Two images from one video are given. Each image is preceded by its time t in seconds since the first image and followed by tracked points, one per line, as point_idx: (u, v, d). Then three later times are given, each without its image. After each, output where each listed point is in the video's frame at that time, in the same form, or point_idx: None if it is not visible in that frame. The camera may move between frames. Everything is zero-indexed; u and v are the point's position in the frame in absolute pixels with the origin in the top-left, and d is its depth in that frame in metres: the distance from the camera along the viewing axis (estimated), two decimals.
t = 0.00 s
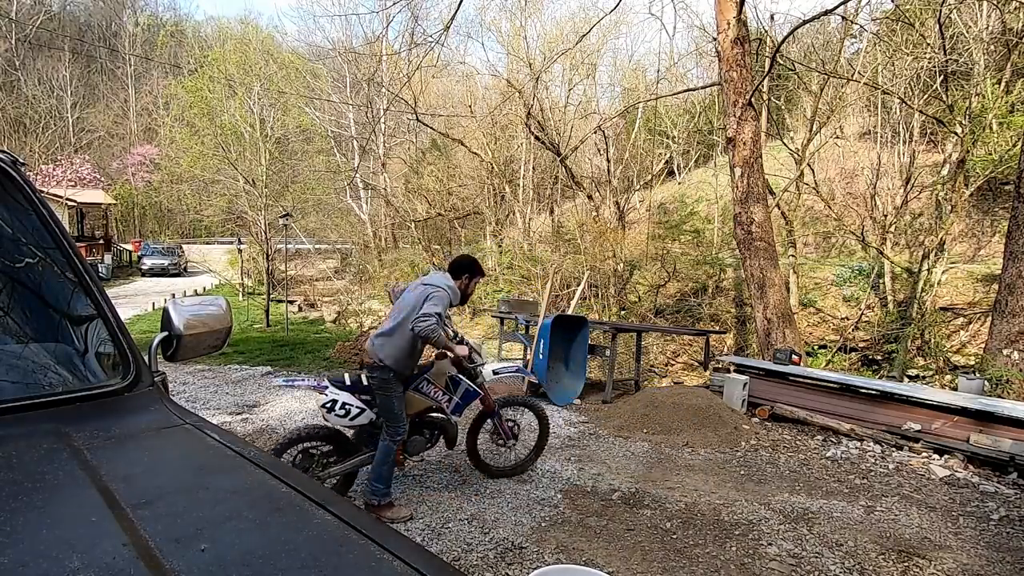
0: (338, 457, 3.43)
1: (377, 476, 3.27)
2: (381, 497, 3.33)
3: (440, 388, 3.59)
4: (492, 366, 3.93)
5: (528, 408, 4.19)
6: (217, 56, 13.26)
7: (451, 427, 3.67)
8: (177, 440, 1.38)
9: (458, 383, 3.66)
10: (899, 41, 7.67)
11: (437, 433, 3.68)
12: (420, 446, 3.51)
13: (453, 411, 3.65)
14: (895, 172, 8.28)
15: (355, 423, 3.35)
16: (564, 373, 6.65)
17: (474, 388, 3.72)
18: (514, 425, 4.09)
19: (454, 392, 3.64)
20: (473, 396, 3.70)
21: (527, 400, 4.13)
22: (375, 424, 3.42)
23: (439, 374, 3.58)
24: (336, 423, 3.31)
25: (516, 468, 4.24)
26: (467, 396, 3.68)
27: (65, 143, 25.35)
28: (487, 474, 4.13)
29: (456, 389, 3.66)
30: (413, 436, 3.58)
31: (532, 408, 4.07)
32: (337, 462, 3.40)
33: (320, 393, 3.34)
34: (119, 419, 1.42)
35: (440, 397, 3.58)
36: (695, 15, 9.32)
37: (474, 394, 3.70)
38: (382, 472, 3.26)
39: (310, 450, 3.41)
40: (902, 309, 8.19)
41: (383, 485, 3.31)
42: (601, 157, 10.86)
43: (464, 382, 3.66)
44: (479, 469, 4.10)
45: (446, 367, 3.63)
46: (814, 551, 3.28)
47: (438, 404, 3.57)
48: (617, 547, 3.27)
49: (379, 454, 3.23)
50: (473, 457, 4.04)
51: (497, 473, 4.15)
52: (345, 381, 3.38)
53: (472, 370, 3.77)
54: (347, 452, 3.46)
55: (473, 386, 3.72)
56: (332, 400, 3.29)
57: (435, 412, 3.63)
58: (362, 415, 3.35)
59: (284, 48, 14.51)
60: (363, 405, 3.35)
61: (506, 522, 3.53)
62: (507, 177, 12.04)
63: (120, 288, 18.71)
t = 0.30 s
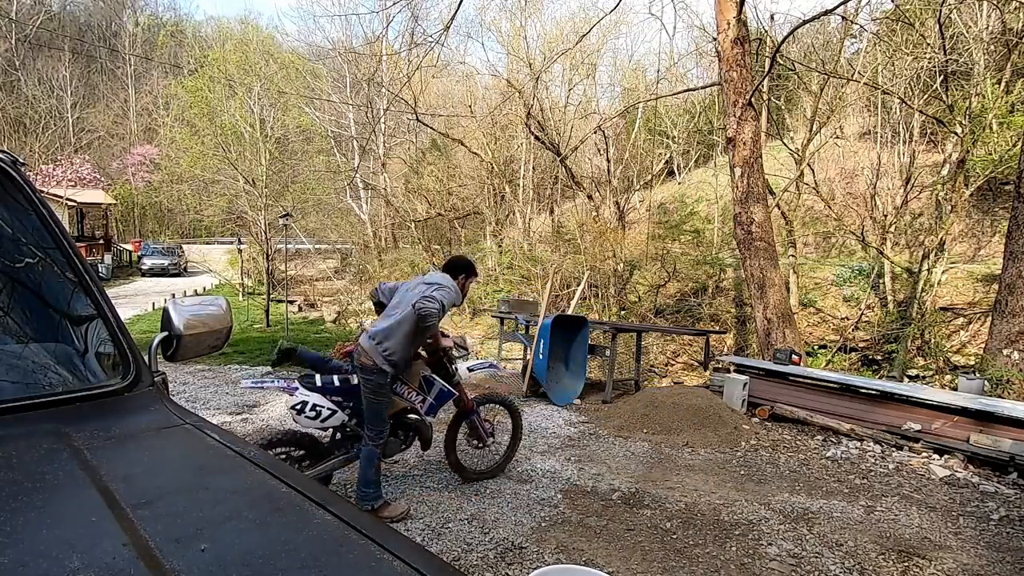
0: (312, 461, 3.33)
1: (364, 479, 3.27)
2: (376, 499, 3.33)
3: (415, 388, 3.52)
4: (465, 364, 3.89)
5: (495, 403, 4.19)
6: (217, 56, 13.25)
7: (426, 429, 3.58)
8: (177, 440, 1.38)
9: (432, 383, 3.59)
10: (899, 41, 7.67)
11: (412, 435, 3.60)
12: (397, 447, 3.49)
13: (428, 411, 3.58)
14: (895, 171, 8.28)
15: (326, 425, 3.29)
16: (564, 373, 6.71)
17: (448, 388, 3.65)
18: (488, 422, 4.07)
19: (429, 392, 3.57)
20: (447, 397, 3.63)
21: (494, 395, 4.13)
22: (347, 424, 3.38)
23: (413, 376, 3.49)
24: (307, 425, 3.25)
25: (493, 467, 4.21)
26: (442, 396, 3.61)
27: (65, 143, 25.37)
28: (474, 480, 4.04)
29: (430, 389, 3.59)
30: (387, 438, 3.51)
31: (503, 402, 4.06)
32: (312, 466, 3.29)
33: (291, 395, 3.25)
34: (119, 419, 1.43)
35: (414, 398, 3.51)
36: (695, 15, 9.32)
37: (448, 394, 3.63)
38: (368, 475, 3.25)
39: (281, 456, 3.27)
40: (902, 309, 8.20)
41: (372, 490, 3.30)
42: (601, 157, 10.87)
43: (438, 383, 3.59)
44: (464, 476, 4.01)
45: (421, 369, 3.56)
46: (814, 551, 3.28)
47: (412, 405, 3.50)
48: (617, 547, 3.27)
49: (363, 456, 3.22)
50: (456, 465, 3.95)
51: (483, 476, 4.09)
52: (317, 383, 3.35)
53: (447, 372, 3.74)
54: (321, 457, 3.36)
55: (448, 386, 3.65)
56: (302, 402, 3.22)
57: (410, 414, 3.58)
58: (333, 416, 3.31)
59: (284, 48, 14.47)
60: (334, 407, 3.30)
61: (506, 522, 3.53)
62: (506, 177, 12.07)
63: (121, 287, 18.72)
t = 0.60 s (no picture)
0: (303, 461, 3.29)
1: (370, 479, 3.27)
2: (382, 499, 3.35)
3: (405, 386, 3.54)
4: (455, 361, 3.86)
5: (481, 400, 4.14)
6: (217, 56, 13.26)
7: (417, 428, 3.50)
8: (177, 440, 1.38)
9: (422, 381, 3.58)
10: (899, 41, 7.67)
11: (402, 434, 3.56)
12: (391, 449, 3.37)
13: (419, 410, 3.58)
14: (895, 171, 8.28)
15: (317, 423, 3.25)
16: (565, 374, 6.72)
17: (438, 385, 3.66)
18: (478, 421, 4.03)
19: (420, 391, 3.58)
20: (438, 395, 3.64)
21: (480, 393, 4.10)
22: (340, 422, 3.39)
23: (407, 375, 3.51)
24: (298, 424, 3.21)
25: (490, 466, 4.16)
26: (432, 393, 3.61)
27: (65, 143, 25.38)
28: (468, 481, 4.01)
29: (421, 388, 3.59)
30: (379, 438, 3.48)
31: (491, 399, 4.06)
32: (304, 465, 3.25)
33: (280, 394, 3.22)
34: (119, 419, 1.43)
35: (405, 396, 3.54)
36: (695, 15, 9.32)
37: (439, 391, 3.63)
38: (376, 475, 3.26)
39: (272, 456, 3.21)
40: (902, 309, 8.20)
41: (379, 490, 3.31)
42: (601, 157, 10.88)
43: (428, 380, 3.58)
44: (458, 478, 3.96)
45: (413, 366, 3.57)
46: (814, 551, 3.28)
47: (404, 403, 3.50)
48: (617, 547, 3.27)
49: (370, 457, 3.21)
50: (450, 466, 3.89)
51: (478, 477, 4.05)
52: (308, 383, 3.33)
53: (437, 367, 3.73)
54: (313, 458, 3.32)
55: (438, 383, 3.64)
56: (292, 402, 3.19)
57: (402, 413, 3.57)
58: (325, 415, 3.27)
59: (284, 48, 14.37)
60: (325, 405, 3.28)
61: (506, 522, 3.53)
62: (506, 177, 12.07)
63: (121, 288, 18.73)
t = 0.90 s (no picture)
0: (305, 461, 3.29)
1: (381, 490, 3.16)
2: (387, 501, 3.33)
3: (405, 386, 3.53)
4: (456, 359, 3.87)
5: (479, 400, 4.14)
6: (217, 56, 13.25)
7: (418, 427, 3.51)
8: (177, 440, 1.38)
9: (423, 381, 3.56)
10: (899, 41, 7.67)
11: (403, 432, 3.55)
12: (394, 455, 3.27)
13: (420, 409, 3.56)
14: (895, 171, 8.27)
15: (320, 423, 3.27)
16: (565, 374, 6.72)
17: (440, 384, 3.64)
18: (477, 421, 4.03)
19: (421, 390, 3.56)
20: (439, 395, 3.61)
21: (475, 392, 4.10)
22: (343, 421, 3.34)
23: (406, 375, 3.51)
24: (300, 424, 3.23)
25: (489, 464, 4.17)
26: (433, 393, 3.59)
27: (65, 143, 25.39)
28: (469, 481, 4.01)
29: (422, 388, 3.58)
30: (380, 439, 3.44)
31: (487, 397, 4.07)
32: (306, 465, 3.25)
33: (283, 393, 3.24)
34: (119, 419, 1.43)
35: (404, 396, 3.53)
36: (695, 15, 9.31)
37: (441, 391, 3.61)
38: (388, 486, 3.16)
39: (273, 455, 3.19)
40: (902, 309, 8.20)
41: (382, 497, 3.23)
42: (601, 157, 10.88)
43: (431, 380, 3.57)
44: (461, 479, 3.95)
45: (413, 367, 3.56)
46: (814, 551, 3.28)
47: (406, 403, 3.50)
48: (617, 547, 3.27)
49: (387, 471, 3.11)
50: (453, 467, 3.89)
51: (481, 476, 4.06)
52: (309, 382, 3.34)
53: (440, 366, 3.70)
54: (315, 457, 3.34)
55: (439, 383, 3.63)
56: (295, 401, 3.21)
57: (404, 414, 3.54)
58: (328, 414, 3.29)
59: (284, 48, 14.20)
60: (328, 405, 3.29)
61: (506, 522, 3.52)
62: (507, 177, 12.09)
63: (121, 287, 18.75)
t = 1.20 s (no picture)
0: (310, 460, 3.31)
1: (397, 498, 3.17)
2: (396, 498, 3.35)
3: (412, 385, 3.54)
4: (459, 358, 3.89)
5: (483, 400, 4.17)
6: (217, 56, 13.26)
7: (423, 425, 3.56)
8: (178, 440, 1.38)
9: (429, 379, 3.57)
10: (899, 41, 7.67)
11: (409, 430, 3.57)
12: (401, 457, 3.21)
13: (427, 407, 3.60)
14: (895, 172, 8.27)
15: (327, 422, 3.27)
16: (565, 374, 6.72)
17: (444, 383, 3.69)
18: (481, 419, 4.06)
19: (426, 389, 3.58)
20: (444, 393, 3.66)
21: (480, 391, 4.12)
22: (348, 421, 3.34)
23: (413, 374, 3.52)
24: (306, 422, 3.22)
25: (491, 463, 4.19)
26: (439, 391, 3.62)
27: (65, 143, 25.41)
28: (471, 481, 4.01)
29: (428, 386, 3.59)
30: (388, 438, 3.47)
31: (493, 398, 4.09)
32: (309, 465, 3.29)
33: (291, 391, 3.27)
34: (119, 419, 1.43)
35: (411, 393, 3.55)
36: (695, 15, 9.32)
37: (446, 390, 3.67)
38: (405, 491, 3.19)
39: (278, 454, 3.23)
40: (902, 309, 8.20)
41: (396, 491, 3.38)
42: (601, 157, 10.89)
43: (436, 378, 3.61)
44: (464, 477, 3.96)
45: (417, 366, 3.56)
46: (814, 551, 3.28)
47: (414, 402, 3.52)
48: (617, 547, 3.27)
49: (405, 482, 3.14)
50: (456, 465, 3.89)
51: (484, 475, 4.09)
52: (315, 380, 3.33)
53: (445, 365, 3.70)
54: (320, 456, 3.36)
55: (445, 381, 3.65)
56: (302, 399, 3.20)
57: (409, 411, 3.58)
58: (334, 412, 3.30)
59: (284, 48, 14.16)
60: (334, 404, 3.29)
61: (506, 522, 3.52)
62: (507, 177, 12.12)
63: (121, 287, 18.76)
